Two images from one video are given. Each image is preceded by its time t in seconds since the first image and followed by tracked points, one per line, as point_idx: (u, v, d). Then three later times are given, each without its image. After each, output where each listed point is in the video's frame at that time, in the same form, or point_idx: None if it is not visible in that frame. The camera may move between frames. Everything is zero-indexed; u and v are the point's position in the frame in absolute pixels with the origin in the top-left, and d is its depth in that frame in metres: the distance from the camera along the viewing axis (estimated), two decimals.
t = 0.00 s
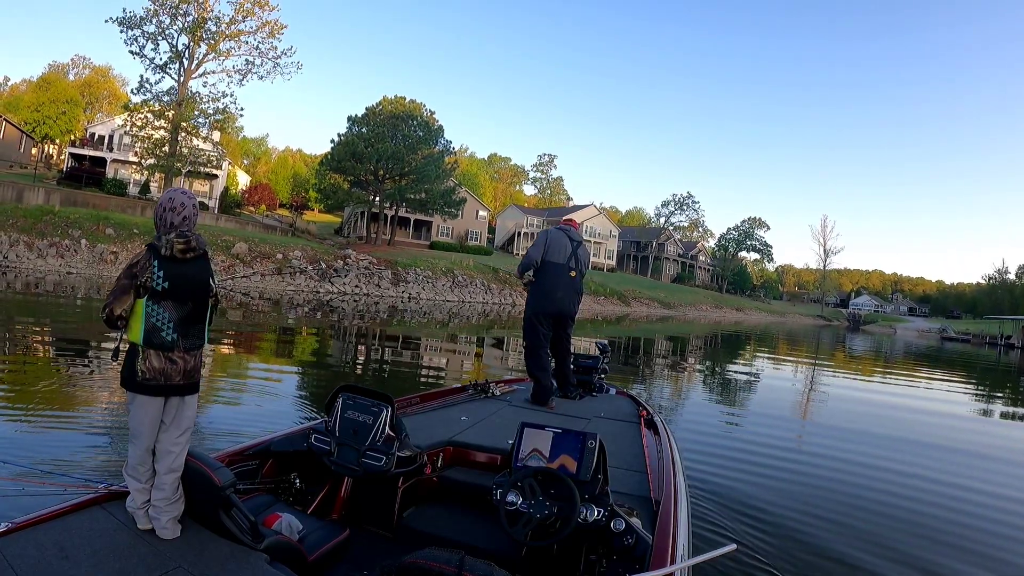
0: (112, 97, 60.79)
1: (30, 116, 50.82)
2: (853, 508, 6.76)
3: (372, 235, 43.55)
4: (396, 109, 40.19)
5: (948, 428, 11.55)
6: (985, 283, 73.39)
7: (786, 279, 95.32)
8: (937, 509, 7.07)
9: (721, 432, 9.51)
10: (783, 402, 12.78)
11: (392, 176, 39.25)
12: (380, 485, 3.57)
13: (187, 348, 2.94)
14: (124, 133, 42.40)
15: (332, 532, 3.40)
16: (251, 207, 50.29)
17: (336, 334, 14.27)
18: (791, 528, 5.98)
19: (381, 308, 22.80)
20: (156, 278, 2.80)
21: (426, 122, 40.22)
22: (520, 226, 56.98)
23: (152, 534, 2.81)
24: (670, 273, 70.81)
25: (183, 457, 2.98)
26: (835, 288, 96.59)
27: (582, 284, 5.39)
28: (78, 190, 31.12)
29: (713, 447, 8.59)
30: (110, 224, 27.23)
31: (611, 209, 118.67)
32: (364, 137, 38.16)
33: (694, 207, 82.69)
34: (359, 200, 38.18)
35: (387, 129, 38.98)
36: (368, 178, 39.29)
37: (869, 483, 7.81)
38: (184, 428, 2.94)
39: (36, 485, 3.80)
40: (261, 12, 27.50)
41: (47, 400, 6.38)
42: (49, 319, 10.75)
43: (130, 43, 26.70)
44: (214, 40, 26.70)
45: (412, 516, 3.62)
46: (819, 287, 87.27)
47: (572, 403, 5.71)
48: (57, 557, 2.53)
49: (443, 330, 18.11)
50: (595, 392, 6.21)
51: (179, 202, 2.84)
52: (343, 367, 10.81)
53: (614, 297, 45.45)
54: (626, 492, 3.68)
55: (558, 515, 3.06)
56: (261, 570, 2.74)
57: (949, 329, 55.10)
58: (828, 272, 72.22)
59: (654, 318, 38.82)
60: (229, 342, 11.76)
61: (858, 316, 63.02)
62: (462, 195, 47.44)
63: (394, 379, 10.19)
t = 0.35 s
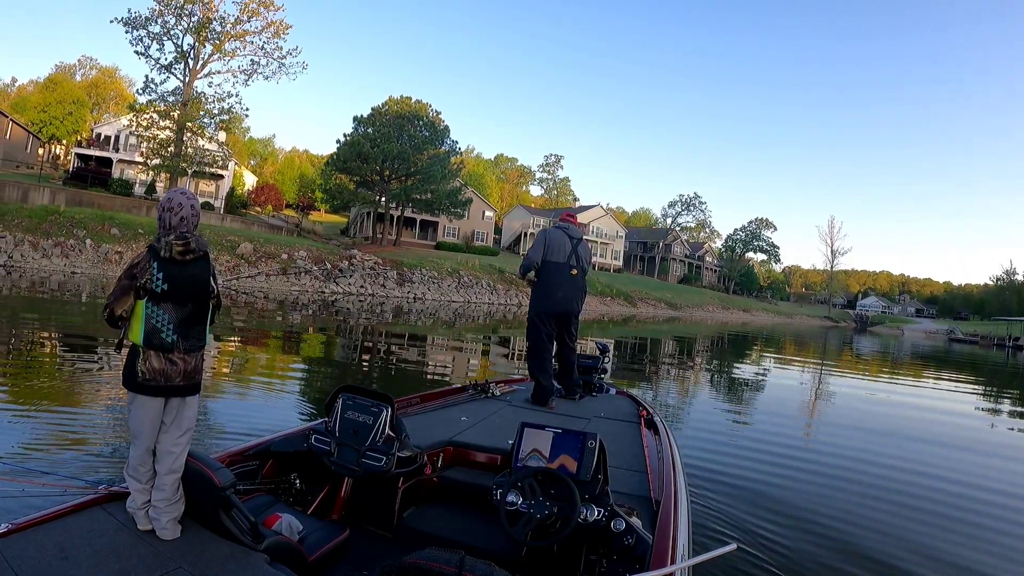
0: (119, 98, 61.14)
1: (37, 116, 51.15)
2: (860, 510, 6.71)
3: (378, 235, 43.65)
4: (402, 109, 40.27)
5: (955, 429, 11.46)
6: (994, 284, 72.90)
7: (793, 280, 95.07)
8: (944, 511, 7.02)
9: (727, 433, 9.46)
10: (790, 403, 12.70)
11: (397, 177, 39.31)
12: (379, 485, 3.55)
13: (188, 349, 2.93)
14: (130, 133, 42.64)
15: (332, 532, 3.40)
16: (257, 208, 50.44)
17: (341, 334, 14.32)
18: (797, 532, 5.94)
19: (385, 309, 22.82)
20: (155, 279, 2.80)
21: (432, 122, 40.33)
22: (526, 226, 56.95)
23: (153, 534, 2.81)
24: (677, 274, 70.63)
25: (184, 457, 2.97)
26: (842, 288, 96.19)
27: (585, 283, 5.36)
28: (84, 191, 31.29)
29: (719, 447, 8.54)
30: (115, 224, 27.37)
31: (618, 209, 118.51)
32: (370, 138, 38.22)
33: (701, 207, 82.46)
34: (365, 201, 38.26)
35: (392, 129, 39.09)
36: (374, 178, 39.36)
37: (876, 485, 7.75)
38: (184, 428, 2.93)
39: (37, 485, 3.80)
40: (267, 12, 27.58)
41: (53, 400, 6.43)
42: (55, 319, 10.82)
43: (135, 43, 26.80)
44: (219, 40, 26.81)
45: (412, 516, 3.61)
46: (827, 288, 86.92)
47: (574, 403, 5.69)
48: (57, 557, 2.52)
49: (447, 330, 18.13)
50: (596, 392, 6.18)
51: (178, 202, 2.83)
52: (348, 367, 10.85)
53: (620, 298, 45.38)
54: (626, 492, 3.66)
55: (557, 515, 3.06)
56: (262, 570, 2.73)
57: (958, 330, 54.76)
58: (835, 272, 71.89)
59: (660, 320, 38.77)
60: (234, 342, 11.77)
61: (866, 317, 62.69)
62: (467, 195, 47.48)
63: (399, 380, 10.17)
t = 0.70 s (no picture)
0: (127, 99, 61.57)
1: (46, 117, 51.55)
2: (870, 512, 6.64)
3: (386, 236, 43.76)
4: (409, 109, 40.37)
5: (964, 430, 11.36)
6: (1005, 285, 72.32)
7: (802, 281, 94.68)
8: (950, 512, 6.96)
9: (735, 434, 9.38)
10: (798, 404, 12.62)
11: (405, 177, 39.39)
12: (379, 485, 3.55)
13: (190, 351, 2.93)
14: (137, 134, 42.93)
15: (332, 533, 3.40)
16: (265, 208, 50.66)
17: (348, 334, 14.39)
18: (806, 532, 5.89)
19: (391, 309, 22.83)
20: (159, 281, 2.80)
21: (439, 123, 40.46)
22: (534, 227, 56.96)
23: (153, 534, 2.82)
24: (685, 275, 70.41)
25: (185, 457, 2.98)
26: (852, 289, 95.66)
27: (592, 283, 5.34)
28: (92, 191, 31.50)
29: (728, 448, 8.46)
30: (121, 224, 27.54)
31: (626, 209, 118.32)
32: (378, 138, 38.34)
33: (710, 208, 82.18)
34: (373, 201, 38.36)
35: (400, 129, 39.22)
36: (381, 178, 39.43)
37: (883, 486, 7.69)
38: (186, 428, 2.94)
39: (37, 486, 3.80)
40: (273, 13, 27.67)
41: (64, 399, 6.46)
42: (61, 318, 10.88)
43: (142, 44, 26.95)
44: (225, 41, 26.93)
45: (412, 516, 3.61)
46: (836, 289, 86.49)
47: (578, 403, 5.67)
48: (57, 558, 2.52)
49: (453, 330, 18.15)
50: (596, 392, 6.16)
51: (181, 204, 2.79)
52: (355, 367, 10.92)
53: (628, 299, 45.28)
54: (626, 492, 3.63)
55: (558, 515, 3.05)
56: (261, 570, 2.74)
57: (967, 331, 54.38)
58: (845, 273, 71.46)
59: (669, 321, 38.69)
60: (241, 341, 11.80)
61: (875, 318, 62.30)
62: (475, 195, 47.53)
63: (407, 381, 10.16)
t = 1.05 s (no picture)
0: (134, 102, 62.04)
1: (53, 120, 51.97)
2: (878, 513, 6.58)
3: (393, 237, 43.89)
4: (415, 111, 40.49)
5: (973, 429, 11.27)
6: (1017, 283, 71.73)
7: (811, 281, 94.24)
8: (956, 512, 6.90)
9: (743, 435, 9.30)
10: (806, 403, 12.55)
11: (412, 178, 39.49)
12: (378, 486, 3.55)
13: (190, 349, 2.94)
14: (144, 137, 43.27)
15: (332, 532, 3.40)
16: (272, 211, 50.90)
17: (356, 335, 14.47)
18: (814, 534, 5.83)
19: (398, 310, 22.90)
20: (158, 280, 2.81)
21: (446, 124, 40.59)
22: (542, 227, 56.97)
23: (152, 534, 2.83)
24: (693, 274, 70.17)
25: (185, 456, 2.98)
26: (861, 288, 95.10)
27: (596, 282, 5.32)
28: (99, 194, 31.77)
29: (734, 448, 8.42)
30: (127, 227, 27.76)
31: (634, 210, 118.14)
32: (384, 139, 38.48)
33: (718, 207, 81.90)
34: (379, 202, 38.44)
35: (406, 131, 39.37)
36: (388, 180, 39.53)
37: (889, 485, 7.64)
38: (185, 426, 2.95)
39: (38, 485, 3.81)
40: (278, 15, 27.82)
41: (69, 402, 6.47)
42: (69, 321, 10.99)
43: (148, 47, 27.14)
44: (230, 43, 27.09)
45: (411, 516, 3.61)
46: (845, 288, 86.04)
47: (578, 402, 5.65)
48: (58, 557, 2.53)
49: (458, 331, 18.17)
50: (596, 392, 6.15)
51: (181, 202, 2.80)
52: (363, 367, 11.00)
53: (637, 300, 45.22)
54: (625, 492, 3.62)
55: (558, 515, 3.04)
56: (261, 569, 2.74)
57: (978, 330, 53.95)
58: (854, 272, 71.04)
59: (678, 321, 38.62)
60: (250, 343, 11.90)
61: (885, 317, 61.91)
62: (481, 196, 47.58)
63: (414, 381, 10.23)
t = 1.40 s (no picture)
0: (141, 104, 62.44)
1: (60, 123, 52.33)
2: (887, 514, 6.49)
3: (399, 238, 43.96)
4: (420, 111, 40.56)
5: (982, 428, 11.16)
6: None
7: (819, 279, 93.84)
8: (963, 512, 6.85)
9: (750, 435, 9.23)
10: (814, 403, 12.48)
11: (417, 179, 39.54)
12: (379, 485, 3.55)
13: (189, 349, 2.95)
14: (150, 139, 43.54)
15: (332, 532, 3.40)
16: (279, 212, 51.10)
17: (363, 336, 14.49)
18: (822, 536, 5.74)
19: (403, 310, 22.95)
20: (157, 280, 2.82)
21: (451, 124, 40.62)
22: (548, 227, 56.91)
23: (152, 534, 2.83)
24: (701, 274, 69.91)
25: (185, 456, 2.99)
26: (869, 287, 94.57)
27: (595, 282, 5.31)
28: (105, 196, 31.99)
29: (740, 447, 8.39)
30: (133, 229, 27.94)
31: (641, 210, 117.92)
32: (389, 140, 38.59)
33: (725, 206, 81.57)
34: (385, 203, 38.51)
35: (411, 131, 39.46)
36: (393, 180, 39.61)
37: (896, 484, 7.59)
38: (186, 426, 2.95)
39: (39, 484, 3.82)
40: (282, 16, 27.89)
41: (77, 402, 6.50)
42: (74, 322, 11.07)
43: (152, 49, 27.28)
44: (234, 44, 27.22)
45: (412, 516, 3.60)
46: (854, 287, 85.57)
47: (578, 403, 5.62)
48: (58, 557, 2.54)
49: (463, 332, 18.15)
50: (596, 392, 6.13)
51: (179, 203, 2.82)
52: (370, 368, 10.99)
53: (644, 299, 45.10)
54: (625, 492, 3.61)
55: (557, 515, 3.03)
56: (260, 570, 2.75)
57: (987, 329, 53.55)
58: (863, 271, 70.61)
59: (686, 320, 38.48)
60: (258, 343, 11.95)
61: (893, 316, 61.51)
62: (487, 196, 47.59)
63: (422, 382, 10.27)
